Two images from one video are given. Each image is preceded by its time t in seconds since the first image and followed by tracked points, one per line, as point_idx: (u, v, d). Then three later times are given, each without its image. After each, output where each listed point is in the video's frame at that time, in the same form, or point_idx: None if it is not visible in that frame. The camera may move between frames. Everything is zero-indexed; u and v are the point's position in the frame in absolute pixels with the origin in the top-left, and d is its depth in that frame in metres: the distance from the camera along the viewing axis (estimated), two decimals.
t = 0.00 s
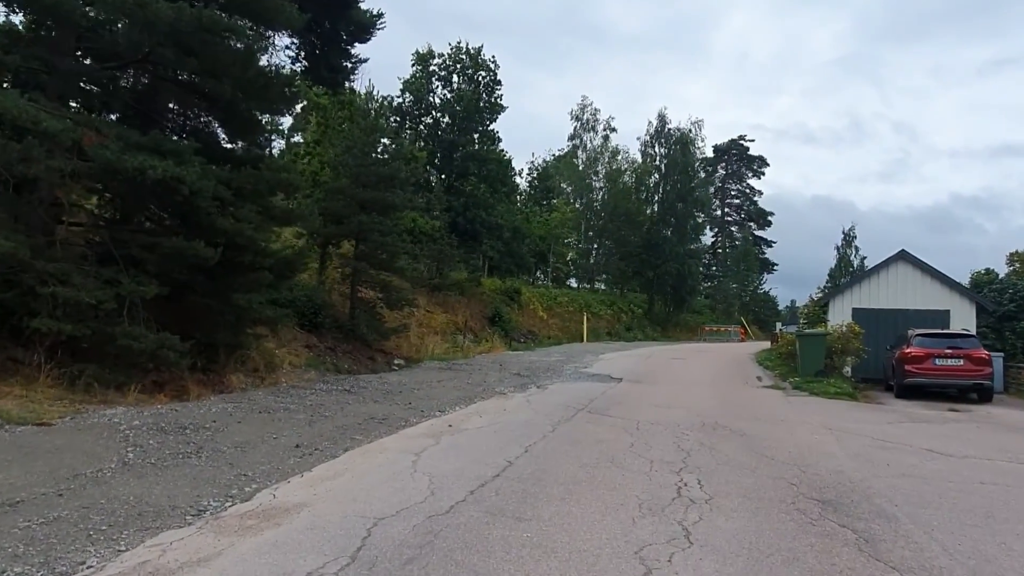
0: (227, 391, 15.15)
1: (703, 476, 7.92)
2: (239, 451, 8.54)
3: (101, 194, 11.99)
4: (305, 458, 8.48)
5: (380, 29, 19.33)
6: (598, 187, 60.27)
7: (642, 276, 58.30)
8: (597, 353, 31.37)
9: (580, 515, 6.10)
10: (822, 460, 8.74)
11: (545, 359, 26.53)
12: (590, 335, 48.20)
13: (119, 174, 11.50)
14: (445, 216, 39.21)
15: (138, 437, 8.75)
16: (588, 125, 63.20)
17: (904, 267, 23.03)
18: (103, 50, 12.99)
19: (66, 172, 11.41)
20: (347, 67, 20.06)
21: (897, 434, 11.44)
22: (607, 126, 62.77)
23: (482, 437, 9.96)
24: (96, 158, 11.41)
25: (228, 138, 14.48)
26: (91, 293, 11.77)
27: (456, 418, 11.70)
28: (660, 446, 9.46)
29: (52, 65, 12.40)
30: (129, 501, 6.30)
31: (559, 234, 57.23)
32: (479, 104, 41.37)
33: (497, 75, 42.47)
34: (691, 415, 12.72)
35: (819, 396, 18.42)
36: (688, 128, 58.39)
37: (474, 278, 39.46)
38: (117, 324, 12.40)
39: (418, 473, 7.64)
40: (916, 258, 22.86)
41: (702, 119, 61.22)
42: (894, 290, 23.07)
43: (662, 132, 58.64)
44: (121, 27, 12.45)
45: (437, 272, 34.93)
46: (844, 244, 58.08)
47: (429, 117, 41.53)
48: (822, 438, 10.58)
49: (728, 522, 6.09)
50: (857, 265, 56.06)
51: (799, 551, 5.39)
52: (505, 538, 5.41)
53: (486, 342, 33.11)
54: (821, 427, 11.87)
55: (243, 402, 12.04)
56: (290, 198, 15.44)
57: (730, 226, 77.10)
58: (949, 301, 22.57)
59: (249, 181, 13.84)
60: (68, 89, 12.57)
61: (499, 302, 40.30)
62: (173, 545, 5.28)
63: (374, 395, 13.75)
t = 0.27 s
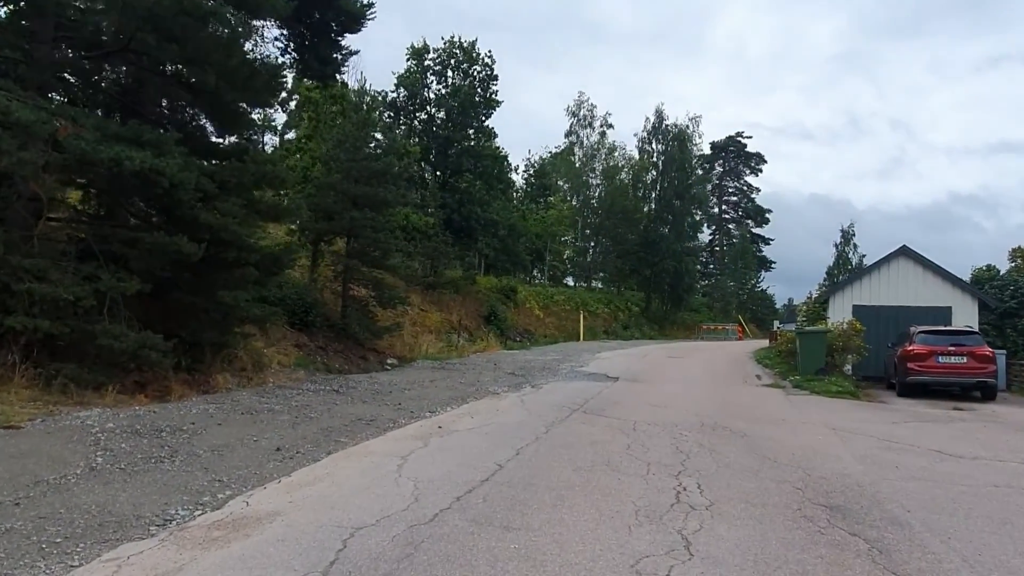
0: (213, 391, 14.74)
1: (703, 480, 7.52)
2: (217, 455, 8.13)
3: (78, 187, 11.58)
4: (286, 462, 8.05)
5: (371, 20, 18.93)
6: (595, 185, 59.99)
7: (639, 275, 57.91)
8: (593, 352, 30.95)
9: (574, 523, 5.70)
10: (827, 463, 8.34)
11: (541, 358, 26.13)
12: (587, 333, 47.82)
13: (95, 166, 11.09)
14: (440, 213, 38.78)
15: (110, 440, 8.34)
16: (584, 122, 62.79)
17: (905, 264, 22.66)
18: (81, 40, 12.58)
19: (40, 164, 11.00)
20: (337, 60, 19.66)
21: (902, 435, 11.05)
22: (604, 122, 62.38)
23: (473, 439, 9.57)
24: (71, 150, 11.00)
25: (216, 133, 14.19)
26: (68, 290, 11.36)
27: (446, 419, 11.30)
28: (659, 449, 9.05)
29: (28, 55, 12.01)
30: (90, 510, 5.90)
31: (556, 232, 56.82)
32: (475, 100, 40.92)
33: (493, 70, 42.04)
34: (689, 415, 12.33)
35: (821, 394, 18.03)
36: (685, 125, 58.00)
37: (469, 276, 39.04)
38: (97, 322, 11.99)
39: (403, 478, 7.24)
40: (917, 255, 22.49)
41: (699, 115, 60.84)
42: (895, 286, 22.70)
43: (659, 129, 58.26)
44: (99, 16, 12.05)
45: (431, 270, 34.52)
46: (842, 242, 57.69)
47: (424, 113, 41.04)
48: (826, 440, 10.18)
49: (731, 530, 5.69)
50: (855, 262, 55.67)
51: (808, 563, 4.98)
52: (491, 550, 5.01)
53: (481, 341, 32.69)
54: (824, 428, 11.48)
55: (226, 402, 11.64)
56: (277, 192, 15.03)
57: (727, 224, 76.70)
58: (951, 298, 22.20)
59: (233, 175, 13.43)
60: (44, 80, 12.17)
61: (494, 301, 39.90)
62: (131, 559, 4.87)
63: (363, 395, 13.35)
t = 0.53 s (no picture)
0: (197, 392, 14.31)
1: (703, 490, 7.11)
2: (190, 461, 7.72)
3: (52, 181, 11.14)
4: (263, 469, 7.65)
5: (361, 11, 18.49)
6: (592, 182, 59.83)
7: (636, 272, 57.52)
8: (589, 350, 30.54)
9: (565, 540, 5.28)
10: (834, 471, 7.93)
11: (536, 357, 25.73)
12: (583, 331, 47.40)
13: (68, 159, 10.67)
14: (434, 210, 38.35)
15: (78, 446, 7.91)
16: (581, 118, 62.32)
17: (907, 261, 22.27)
18: (58, 31, 12.16)
19: (11, 158, 10.57)
20: (327, 52, 19.23)
21: (907, 439, 10.65)
22: (600, 118, 61.96)
23: (463, 444, 9.16)
24: (45, 143, 10.56)
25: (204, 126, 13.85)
26: (42, 288, 10.94)
27: (436, 421, 10.89)
28: (656, 455, 8.64)
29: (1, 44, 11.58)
30: (44, 526, 5.49)
31: (552, 228, 56.41)
32: (471, 95, 40.46)
33: (488, 65, 41.60)
34: (687, 417, 11.93)
35: (822, 394, 17.60)
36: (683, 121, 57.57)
37: (464, 274, 38.63)
38: (73, 321, 11.57)
39: (384, 488, 6.83)
40: (919, 251, 22.10)
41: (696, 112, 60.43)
42: (897, 284, 22.31)
43: (656, 125, 57.82)
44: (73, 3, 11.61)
45: (425, 267, 34.10)
46: (840, 239, 57.24)
47: (418, 109, 40.55)
48: (830, 444, 9.77)
49: (734, 547, 5.27)
50: (853, 259, 55.21)
51: None
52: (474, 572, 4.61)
53: (477, 339, 32.25)
54: (826, 431, 11.08)
55: (208, 404, 11.21)
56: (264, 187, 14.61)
57: (725, 221, 76.26)
58: (954, 296, 21.83)
59: (216, 169, 13.01)
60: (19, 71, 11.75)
61: (489, 298, 39.49)
62: None
63: (351, 396, 12.94)
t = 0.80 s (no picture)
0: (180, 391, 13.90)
1: (699, 497, 6.70)
2: (158, 465, 7.30)
3: (24, 173, 10.71)
4: (234, 473, 7.23)
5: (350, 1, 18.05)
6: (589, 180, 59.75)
7: (633, 270, 57.11)
8: (585, 347, 30.10)
9: (551, 554, 4.87)
10: (838, 477, 7.52)
11: (531, 355, 25.30)
12: (579, 330, 46.99)
13: (39, 151, 10.24)
14: (429, 207, 37.90)
15: (40, 450, 7.49)
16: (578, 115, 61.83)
17: (908, 258, 21.88)
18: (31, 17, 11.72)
19: None
20: (316, 44, 18.79)
21: (912, 442, 10.23)
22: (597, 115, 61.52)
23: (449, 447, 8.75)
24: (14, 133, 10.13)
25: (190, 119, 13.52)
26: (13, 284, 10.51)
27: (422, 422, 10.47)
28: (650, 459, 8.22)
29: None
30: None
31: (549, 226, 56.00)
32: (466, 90, 40.00)
33: (484, 60, 41.17)
34: (683, 417, 11.51)
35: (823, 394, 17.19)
36: (680, 118, 57.15)
37: (459, 272, 38.21)
38: (47, 319, 11.14)
39: (360, 494, 6.42)
40: (920, 248, 21.70)
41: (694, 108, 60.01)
42: (898, 281, 21.92)
43: (653, 122, 57.40)
44: None
45: (419, 264, 33.68)
46: (838, 237, 56.85)
47: (413, 105, 40.05)
48: (833, 447, 9.35)
49: (732, 562, 4.87)
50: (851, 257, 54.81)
51: None
52: None
53: (471, 337, 31.83)
54: (828, 432, 10.66)
55: (186, 404, 10.79)
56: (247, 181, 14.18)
57: (723, 219, 75.84)
58: (956, 294, 21.45)
59: (197, 162, 12.58)
60: None
61: (483, 296, 39.06)
62: None
63: (336, 396, 12.52)
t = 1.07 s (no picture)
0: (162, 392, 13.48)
1: (695, 508, 6.27)
2: (122, 472, 6.84)
3: None
4: (201, 481, 6.77)
5: None
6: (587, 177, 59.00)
7: (630, 268, 56.69)
8: (581, 347, 29.66)
9: None
10: (843, 487, 7.11)
11: (526, 354, 24.90)
12: (576, 328, 46.58)
13: (9, 142, 9.81)
14: (423, 204, 37.43)
15: None
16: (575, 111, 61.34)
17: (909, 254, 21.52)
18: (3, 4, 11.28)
19: None
20: (304, 36, 18.35)
21: (919, 446, 9.82)
22: (594, 112, 61.08)
23: (433, 452, 8.34)
24: None
25: (177, 114, 13.21)
26: None
27: (407, 426, 10.05)
28: (645, 466, 7.78)
29: None
30: None
31: (545, 223, 55.59)
32: (461, 86, 39.56)
33: (479, 56, 40.75)
34: (680, 420, 11.08)
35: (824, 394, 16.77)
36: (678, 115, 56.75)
37: (454, 269, 37.78)
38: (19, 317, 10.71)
39: (334, 505, 5.99)
40: (921, 245, 21.35)
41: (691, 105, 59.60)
42: (898, 278, 21.56)
43: (651, 118, 56.98)
44: None
45: (413, 262, 33.25)
46: (836, 235, 56.47)
47: (407, 101, 39.55)
48: (836, 453, 8.94)
49: None
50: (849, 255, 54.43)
51: None
52: None
53: (466, 336, 31.41)
54: (831, 436, 10.23)
55: (163, 405, 10.36)
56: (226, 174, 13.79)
57: (720, 216, 75.45)
58: (958, 291, 21.11)
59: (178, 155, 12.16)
60: None
61: (479, 294, 38.61)
62: None
63: (321, 396, 12.09)
